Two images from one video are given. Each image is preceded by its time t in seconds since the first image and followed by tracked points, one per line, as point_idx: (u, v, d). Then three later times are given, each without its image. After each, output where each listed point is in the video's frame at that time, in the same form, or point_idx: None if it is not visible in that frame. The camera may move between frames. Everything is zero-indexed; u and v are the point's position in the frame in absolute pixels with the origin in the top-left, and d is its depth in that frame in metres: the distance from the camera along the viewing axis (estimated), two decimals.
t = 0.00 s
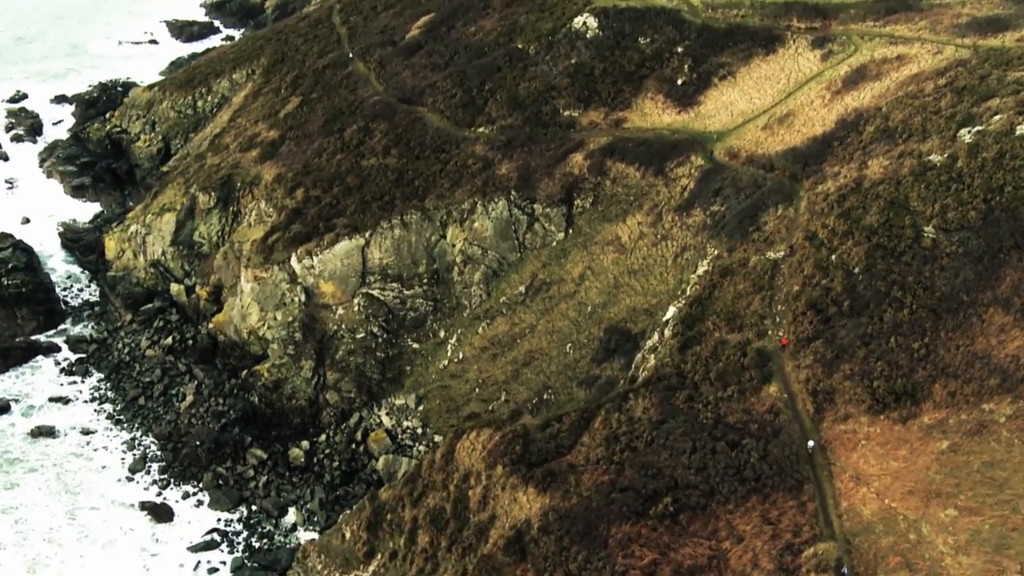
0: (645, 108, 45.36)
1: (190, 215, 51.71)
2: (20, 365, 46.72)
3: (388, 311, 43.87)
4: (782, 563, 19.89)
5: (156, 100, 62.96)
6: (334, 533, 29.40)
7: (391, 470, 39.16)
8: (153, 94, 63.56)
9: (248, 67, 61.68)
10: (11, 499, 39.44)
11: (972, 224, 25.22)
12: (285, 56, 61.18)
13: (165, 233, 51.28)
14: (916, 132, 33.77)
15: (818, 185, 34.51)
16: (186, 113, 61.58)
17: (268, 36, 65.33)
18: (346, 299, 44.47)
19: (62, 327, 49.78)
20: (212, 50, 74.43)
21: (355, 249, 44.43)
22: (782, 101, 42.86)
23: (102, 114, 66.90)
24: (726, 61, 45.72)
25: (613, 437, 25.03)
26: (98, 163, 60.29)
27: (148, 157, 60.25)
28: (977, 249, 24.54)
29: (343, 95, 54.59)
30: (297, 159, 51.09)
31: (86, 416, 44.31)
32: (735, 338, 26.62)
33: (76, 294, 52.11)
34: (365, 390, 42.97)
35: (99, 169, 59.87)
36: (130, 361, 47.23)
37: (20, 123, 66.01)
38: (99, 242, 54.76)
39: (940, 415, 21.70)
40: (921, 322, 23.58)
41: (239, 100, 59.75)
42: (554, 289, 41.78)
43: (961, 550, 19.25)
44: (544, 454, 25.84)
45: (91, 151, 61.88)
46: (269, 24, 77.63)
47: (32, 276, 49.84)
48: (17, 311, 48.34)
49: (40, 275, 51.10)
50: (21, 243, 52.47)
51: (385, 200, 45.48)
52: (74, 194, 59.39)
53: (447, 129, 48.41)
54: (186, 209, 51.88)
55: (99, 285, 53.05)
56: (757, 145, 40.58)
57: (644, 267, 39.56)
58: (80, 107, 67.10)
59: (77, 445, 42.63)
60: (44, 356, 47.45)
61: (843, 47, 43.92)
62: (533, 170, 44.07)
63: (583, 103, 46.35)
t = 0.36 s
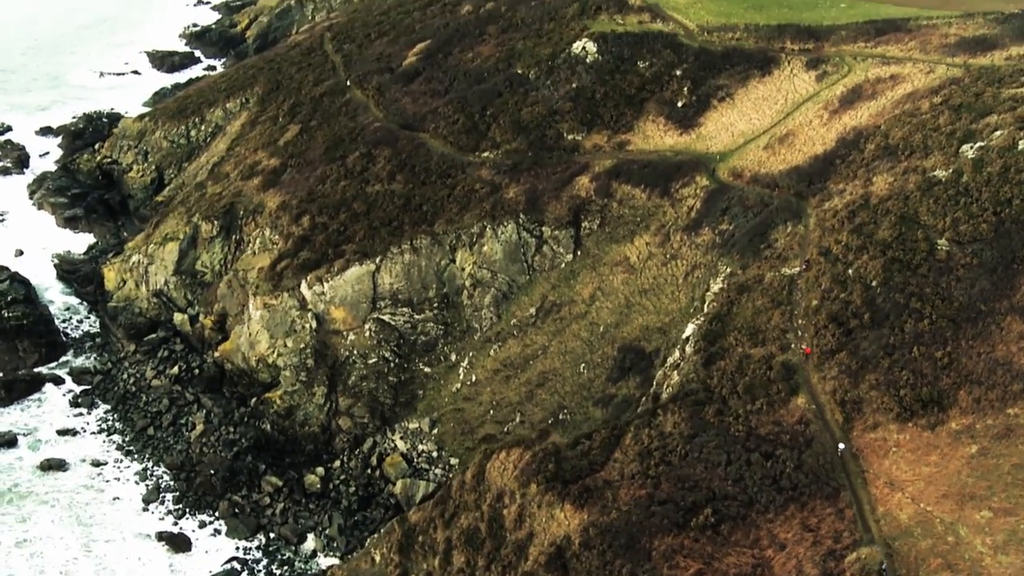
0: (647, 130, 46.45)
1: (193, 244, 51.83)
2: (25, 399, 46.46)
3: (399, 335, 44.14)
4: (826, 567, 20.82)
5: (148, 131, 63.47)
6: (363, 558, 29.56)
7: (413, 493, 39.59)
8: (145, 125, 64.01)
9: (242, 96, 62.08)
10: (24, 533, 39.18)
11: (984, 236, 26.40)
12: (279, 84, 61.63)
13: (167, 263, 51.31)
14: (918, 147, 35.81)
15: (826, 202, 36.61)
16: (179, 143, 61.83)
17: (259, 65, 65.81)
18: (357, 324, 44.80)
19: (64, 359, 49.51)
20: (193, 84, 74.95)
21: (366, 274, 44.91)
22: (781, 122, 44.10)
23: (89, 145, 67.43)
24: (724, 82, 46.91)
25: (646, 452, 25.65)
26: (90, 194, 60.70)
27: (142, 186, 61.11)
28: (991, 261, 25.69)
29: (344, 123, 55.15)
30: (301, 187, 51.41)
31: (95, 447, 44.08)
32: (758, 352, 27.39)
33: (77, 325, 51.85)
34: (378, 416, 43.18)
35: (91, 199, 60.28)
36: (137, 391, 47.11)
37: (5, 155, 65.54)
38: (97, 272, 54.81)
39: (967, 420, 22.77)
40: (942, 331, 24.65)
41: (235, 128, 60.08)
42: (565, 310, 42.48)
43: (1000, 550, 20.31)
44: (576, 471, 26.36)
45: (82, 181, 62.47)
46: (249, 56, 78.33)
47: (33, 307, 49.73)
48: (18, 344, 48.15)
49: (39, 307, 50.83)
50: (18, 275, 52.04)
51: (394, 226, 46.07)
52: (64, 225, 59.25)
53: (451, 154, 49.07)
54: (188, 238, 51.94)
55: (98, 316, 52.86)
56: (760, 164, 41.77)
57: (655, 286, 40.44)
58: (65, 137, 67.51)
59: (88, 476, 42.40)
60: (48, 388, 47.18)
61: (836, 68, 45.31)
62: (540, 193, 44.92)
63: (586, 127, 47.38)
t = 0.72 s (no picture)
0: (652, 153, 47.43)
1: (199, 273, 51.90)
2: (35, 430, 46.38)
3: (414, 360, 44.58)
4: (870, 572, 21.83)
5: (144, 161, 63.39)
6: None
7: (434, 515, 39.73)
8: (140, 156, 63.92)
9: (241, 125, 62.44)
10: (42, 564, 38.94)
11: (1000, 249, 27.39)
12: (278, 113, 62.00)
13: (173, 293, 51.37)
14: (924, 165, 37.39)
15: (836, 218, 38.32)
16: (177, 173, 62.10)
17: (255, 95, 66.31)
18: (372, 348, 45.09)
19: (71, 390, 49.42)
20: (184, 115, 75.86)
21: (380, 300, 45.34)
22: (783, 143, 45.15)
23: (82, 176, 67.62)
24: (725, 105, 47.90)
25: (680, 466, 26.31)
26: (87, 226, 60.70)
27: (140, 217, 61.10)
28: (1009, 272, 26.61)
29: (346, 150, 55.44)
30: (308, 214, 51.55)
31: (109, 477, 43.94)
32: (783, 367, 28.07)
33: (82, 356, 51.77)
34: (395, 440, 43.40)
35: (89, 231, 60.23)
36: (148, 421, 47.03)
37: None
38: (98, 302, 54.83)
39: (996, 428, 23.88)
40: (965, 342, 25.59)
41: (234, 158, 60.40)
42: (578, 331, 43.11)
43: None
44: (610, 487, 26.86)
45: (78, 213, 62.31)
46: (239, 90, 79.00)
47: (39, 339, 49.53)
48: (24, 376, 48.06)
49: (43, 339, 50.65)
50: (20, 307, 51.96)
51: (406, 252, 46.55)
52: (63, 256, 59.79)
53: (459, 180, 49.60)
54: (195, 267, 52.04)
55: (103, 346, 52.96)
56: (766, 184, 42.79)
57: (669, 306, 41.19)
58: (57, 171, 67.67)
59: (104, 506, 42.23)
60: (57, 420, 47.12)
61: (834, 89, 46.45)
62: (551, 217, 45.60)
63: (592, 151, 48.33)
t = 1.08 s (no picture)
0: (661, 176, 48.36)
1: (210, 301, 52.19)
2: (49, 461, 46.37)
3: (432, 384, 44.83)
4: None
5: (144, 192, 64.04)
6: None
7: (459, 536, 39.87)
8: (140, 186, 64.57)
9: (243, 155, 63.00)
10: None
11: (1017, 262, 28.32)
12: (280, 142, 62.63)
13: (185, 321, 51.66)
14: (932, 183, 38.63)
15: (849, 236, 39.45)
16: (178, 203, 62.62)
17: (255, 124, 67.02)
18: (389, 373, 45.22)
19: (83, 420, 49.42)
20: (180, 146, 77.02)
21: (397, 324, 45.54)
22: (788, 164, 46.17)
23: (78, 207, 68.12)
24: (731, 127, 48.97)
25: (716, 479, 27.07)
26: (89, 256, 61.19)
27: (142, 247, 61.26)
28: None
29: (354, 177, 55.97)
30: (319, 241, 51.98)
31: (126, 507, 43.77)
32: (811, 382, 28.83)
33: (90, 386, 51.79)
34: (414, 464, 43.54)
35: (91, 262, 60.64)
36: (163, 450, 47.03)
37: None
38: (104, 332, 55.03)
39: None
40: (991, 353, 26.54)
41: (238, 187, 60.84)
42: (595, 352, 43.68)
43: None
44: (647, 503, 27.43)
45: (77, 244, 62.82)
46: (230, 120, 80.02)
47: (48, 369, 49.67)
48: (36, 407, 47.96)
49: (51, 370, 50.72)
50: (26, 338, 52.19)
51: (422, 277, 47.04)
52: (64, 287, 59.68)
53: (470, 205, 50.29)
54: (205, 296, 52.37)
55: (110, 376, 52.85)
56: (776, 204, 43.73)
57: (685, 325, 41.90)
58: (54, 203, 68.21)
59: (123, 536, 42.08)
60: (71, 451, 47.07)
61: (836, 111, 47.63)
62: (565, 239, 46.34)
63: (602, 175, 49.31)
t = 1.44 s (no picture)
0: (673, 197, 49.45)
1: (225, 329, 52.78)
2: (67, 491, 45.82)
3: (454, 406, 45.38)
4: None
5: (148, 220, 64.64)
6: None
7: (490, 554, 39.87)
8: (144, 215, 65.23)
9: (249, 182, 63.66)
10: None
11: None
12: (287, 169, 63.41)
13: (200, 349, 52.11)
14: (943, 199, 39.95)
15: (863, 251, 40.54)
16: (184, 231, 63.31)
17: (259, 152, 67.90)
18: (411, 396, 45.73)
19: (98, 450, 49.09)
20: (178, 175, 77.90)
21: (419, 347, 46.09)
22: (797, 183, 47.17)
23: (77, 237, 68.70)
24: (739, 148, 50.16)
25: (754, 490, 28.02)
26: (93, 285, 61.61)
27: (148, 276, 62.05)
28: None
29: (365, 203, 56.66)
30: (334, 266, 52.63)
31: (148, 535, 43.22)
32: (839, 394, 30.02)
33: (104, 416, 51.71)
34: (438, 485, 43.93)
35: (95, 291, 61.12)
36: (183, 478, 46.82)
37: None
38: (114, 362, 55.28)
39: None
40: (1015, 360, 27.89)
41: (245, 214, 61.44)
42: (615, 370, 44.39)
43: None
44: (685, 515, 28.25)
45: (80, 273, 63.46)
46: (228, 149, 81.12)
47: (62, 400, 49.62)
48: (51, 437, 47.85)
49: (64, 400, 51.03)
50: (35, 368, 52.60)
51: (441, 300, 47.72)
52: (70, 317, 59.89)
53: (485, 228, 51.13)
54: (221, 323, 52.98)
55: (123, 406, 52.77)
56: (788, 222, 44.83)
57: (704, 342, 42.76)
58: (53, 233, 68.73)
59: (149, 564, 41.44)
60: (89, 480, 46.61)
61: (840, 130, 48.88)
62: (583, 261, 47.26)
63: (616, 197, 50.41)
